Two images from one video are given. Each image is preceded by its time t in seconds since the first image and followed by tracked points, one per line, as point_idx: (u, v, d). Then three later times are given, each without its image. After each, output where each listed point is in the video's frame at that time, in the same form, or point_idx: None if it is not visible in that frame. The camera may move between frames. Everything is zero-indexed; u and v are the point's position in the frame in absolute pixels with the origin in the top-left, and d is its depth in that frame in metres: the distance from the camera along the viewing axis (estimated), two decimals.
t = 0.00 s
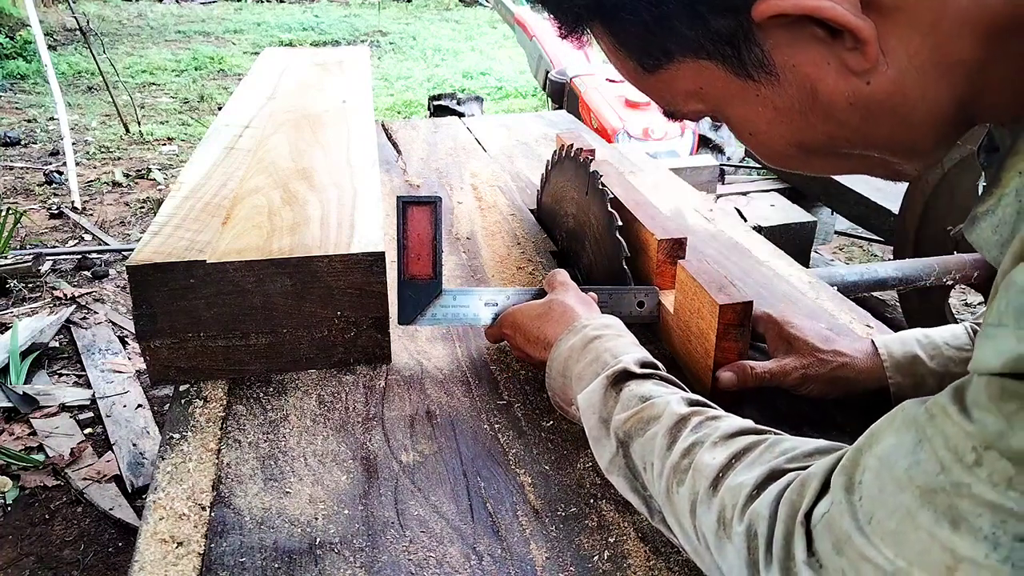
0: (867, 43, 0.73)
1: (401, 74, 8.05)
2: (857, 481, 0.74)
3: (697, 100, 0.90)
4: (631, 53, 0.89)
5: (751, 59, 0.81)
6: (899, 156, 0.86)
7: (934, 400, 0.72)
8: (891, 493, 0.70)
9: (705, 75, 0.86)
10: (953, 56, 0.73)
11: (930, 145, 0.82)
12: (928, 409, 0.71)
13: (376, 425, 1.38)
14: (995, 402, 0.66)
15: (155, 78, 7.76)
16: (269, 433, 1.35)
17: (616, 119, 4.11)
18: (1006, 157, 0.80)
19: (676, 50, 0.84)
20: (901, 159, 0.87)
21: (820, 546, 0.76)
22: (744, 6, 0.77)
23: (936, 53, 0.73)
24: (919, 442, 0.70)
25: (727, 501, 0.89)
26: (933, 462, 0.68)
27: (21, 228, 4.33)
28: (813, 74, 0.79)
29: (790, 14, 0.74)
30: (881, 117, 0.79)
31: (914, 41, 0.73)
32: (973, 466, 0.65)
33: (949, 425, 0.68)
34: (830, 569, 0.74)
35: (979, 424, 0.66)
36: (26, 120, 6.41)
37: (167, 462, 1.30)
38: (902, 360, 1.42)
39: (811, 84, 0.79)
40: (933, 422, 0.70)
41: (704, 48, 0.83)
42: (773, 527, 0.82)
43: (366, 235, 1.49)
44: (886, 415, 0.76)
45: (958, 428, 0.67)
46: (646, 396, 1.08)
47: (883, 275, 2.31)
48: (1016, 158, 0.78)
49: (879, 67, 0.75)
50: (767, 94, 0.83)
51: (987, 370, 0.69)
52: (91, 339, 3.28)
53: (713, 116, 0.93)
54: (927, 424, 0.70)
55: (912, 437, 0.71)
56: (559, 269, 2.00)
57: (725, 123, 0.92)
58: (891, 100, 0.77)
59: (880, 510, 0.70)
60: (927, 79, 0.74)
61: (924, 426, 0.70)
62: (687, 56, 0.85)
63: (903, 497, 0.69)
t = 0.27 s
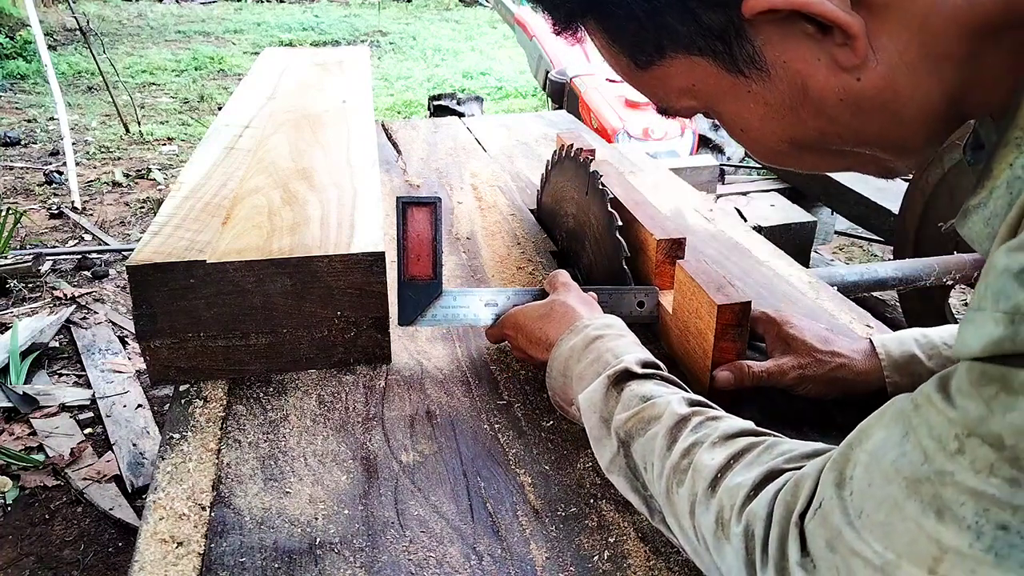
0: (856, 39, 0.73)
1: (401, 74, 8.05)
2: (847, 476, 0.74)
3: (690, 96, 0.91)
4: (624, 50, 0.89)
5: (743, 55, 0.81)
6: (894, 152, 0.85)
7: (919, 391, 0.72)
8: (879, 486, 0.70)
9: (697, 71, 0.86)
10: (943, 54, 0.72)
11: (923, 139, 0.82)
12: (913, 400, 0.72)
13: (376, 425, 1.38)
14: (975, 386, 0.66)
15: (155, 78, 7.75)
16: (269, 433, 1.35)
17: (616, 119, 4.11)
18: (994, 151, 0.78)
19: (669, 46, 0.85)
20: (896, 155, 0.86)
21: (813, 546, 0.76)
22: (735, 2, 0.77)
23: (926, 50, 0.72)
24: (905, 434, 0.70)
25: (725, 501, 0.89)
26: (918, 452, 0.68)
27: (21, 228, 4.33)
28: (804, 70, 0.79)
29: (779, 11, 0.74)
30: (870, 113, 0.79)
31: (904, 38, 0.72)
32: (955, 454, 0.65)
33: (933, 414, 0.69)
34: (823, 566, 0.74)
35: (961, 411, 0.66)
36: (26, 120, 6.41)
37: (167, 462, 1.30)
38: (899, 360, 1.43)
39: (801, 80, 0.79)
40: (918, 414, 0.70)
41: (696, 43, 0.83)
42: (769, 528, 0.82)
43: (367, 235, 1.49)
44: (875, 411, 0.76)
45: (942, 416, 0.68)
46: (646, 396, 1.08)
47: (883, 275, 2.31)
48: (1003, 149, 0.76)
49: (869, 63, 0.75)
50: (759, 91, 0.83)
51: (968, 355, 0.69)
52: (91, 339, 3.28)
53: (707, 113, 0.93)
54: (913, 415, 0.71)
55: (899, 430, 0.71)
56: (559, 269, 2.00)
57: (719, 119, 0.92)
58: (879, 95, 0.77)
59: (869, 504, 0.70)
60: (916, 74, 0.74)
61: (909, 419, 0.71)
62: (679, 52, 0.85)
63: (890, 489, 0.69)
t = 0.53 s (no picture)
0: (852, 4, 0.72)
1: (401, 74, 8.05)
2: (845, 469, 0.74)
3: (692, 60, 0.90)
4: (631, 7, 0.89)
5: (743, 17, 0.81)
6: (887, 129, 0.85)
7: (916, 379, 0.72)
8: (877, 476, 0.70)
9: (700, 33, 0.86)
10: (938, 27, 0.71)
11: (915, 117, 0.81)
12: (910, 388, 0.72)
13: (376, 425, 1.38)
14: (970, 367, 0.66)
15: (155, 78, 7.76)
16: (269, 433, 1.35)
17: (616, 119, 4.11)
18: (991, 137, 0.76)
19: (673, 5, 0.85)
20: (890, 132, 0.85)
21: (812, 541, 0.75)
22: None
23: (922, 23, 0.71)
24: (902, 423, 0.70)
25: (726, 500, 0.88)
26: (914, 439, 0.68)
27: (21, 228, 4.33)
28: (801, 34, 0.78)
29: None
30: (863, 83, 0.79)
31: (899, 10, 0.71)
32: (950, 438, 0.65)
33: (928, 400, 0.68)
34: (822, 561, 0.74)
35: (954, 393, 0.66)
36: (26, 120, 6.41)
37: (167, 462, 1.30)
38: (901, 358, 1.43)
39: (798, 44, 0.79)
40: (914, 401, 0.70)
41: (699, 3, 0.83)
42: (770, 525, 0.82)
43: (367, 234, 1.49)
44: (872, 405, 0.76)
45: (936, 401, 0.68)
46: (647, 395, 1.08)
47: (883, 275, 2.31)
48: (1000, 135, 0.73)
49: (864, 30, 0.74)
50: (758, 53, 0.83)
51: (964, 337, 0.67)
52: (91, 339, 3.28)
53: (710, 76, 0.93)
54: (909, 403, 0.71)
55: (896, 420, 0.71)
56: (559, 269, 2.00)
57: (719, 83, 0.92)
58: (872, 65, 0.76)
59: (867, 494, 0.70)
60: (908, 50, 0.73)
61: (906, 407, 0.71)
62: (682, 11, 0.84)
63: (888, 478, 0.69)
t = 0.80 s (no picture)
0: None
1: (401, 74, 8.05)
2: (837, 460, 0.74)
3: None
4: None
5: None
6: (873, 95, 0.80)
7: (901, 362, 0.72)
8: (868, 463, 0.70)
9: None
10: None
11: (902, 80, 0.76)
12: (895, 372, 0.72)
13: (376, 425, 1.38)
14: (950, 341, 0.66)
15: (155, 78, 7.76)
16: (269, 433, 1.35)
17: (616, 119, 4.11)
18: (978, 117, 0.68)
19: None
20: (875, 99, 0.80)
21: (808, 536, 0.75)
22: None
23: None
24: (890, 408, 0.70)
25: (725, 497, 0.88)
26: (902, 422, 0.68)
27: (21, 228, 4.33)
28: None
29: None
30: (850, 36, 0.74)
31: None
32: (936, 415, 0.65)
33: (914, 380, 0.69)
34: (818, 555, 0.74)
35: (937, 369, 0.66)
36: (27, 120, 6.41)
37: (167, 462, 1.30)
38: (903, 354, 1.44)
39: None
40: (900, 384, 0.70)
41: None
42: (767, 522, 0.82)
43: (367, 234, 1.49)
44: (860, 397, 0.77)
45: (921, 380, 0.68)
46: (647, 395, 1.08)
47: (883, 275, 2.31)
48: (986, 115, 0.67)
49: None
50: None
51: (941, 312, 0.67)
52: (91, 339, 3.28)
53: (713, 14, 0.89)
54: (896, 387, 0.71)
55: (884, 407, 0.71)
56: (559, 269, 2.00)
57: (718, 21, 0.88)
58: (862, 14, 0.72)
59: (858, 481, 0.70)
60: None
61: (891, 391, 0.71)
62: None
63: (878, 463, 0.69)
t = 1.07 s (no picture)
0: None
1: (400, 74, 8.06)
2: (845, 458, 0.74)
3: None
4: None
5: None
6: (886, 75, 0.79)
7: (913, 362, 0.72)
8: (877, 462, 0.70)
9: None
10: None
11: (917, 61, 0.76)
12: (907, 372, 0.72)
13: (376, 425, 1.38)
14: (965, 342, 0.66)
15: (155, 78, 7.76)
16: (269, 433, 1.35)
17: (616, 119, 4.12)
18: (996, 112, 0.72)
19: None
20: (887, 79, 0.80)
21: (813, 535, 0.75)
22: None
23: None
24: (901, 408, 0.70)
25: (727, 496, 0.88)
26: (913, 422, 0.68)
27: (21, 228, 4.33)
28: None
29: None
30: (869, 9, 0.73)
31: None
32: (949, 416, 0.65)
33: (926, 381, 0.68)
34: (823, 555, 0.74)
35: (951, 370, 0.66)
36: (26, 120, 6.41)
37: (167, 462, 1.30)
38: (903, 352, 1.44)
39: None
40: (912, 385, 0.70)
41: None
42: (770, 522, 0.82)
43: (367, 234, 1.49)
44: (869, 397, 0.77)
45: (934, 381, 0.67)
46: (648, 394, 1.08)
47: (883, 275, 2.31)
48: (1001, 112, 0.70)
49: None
50: None
51: (956, 314, 0.68)
52: (91, 339, 3.28)
53: None
54: (907, 387, 0.71)
55: (894, 407, 0.71)
56: (559, 269, 2.00)
57: None
58: None
59: (866, 481, 0.70)
60: None
61: (903, 392, 0.71)
62: None
63: (888, 463, 0.69)
